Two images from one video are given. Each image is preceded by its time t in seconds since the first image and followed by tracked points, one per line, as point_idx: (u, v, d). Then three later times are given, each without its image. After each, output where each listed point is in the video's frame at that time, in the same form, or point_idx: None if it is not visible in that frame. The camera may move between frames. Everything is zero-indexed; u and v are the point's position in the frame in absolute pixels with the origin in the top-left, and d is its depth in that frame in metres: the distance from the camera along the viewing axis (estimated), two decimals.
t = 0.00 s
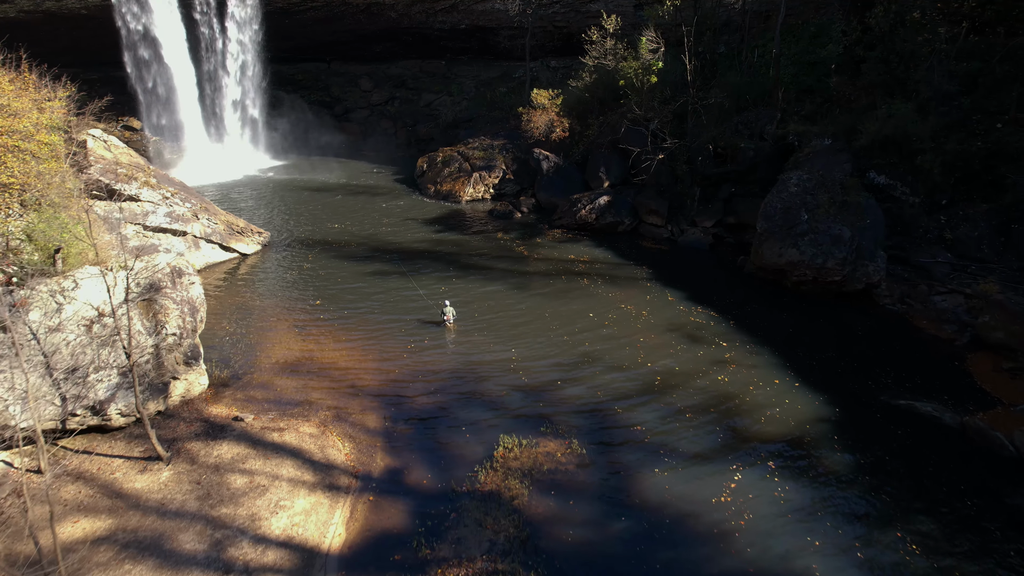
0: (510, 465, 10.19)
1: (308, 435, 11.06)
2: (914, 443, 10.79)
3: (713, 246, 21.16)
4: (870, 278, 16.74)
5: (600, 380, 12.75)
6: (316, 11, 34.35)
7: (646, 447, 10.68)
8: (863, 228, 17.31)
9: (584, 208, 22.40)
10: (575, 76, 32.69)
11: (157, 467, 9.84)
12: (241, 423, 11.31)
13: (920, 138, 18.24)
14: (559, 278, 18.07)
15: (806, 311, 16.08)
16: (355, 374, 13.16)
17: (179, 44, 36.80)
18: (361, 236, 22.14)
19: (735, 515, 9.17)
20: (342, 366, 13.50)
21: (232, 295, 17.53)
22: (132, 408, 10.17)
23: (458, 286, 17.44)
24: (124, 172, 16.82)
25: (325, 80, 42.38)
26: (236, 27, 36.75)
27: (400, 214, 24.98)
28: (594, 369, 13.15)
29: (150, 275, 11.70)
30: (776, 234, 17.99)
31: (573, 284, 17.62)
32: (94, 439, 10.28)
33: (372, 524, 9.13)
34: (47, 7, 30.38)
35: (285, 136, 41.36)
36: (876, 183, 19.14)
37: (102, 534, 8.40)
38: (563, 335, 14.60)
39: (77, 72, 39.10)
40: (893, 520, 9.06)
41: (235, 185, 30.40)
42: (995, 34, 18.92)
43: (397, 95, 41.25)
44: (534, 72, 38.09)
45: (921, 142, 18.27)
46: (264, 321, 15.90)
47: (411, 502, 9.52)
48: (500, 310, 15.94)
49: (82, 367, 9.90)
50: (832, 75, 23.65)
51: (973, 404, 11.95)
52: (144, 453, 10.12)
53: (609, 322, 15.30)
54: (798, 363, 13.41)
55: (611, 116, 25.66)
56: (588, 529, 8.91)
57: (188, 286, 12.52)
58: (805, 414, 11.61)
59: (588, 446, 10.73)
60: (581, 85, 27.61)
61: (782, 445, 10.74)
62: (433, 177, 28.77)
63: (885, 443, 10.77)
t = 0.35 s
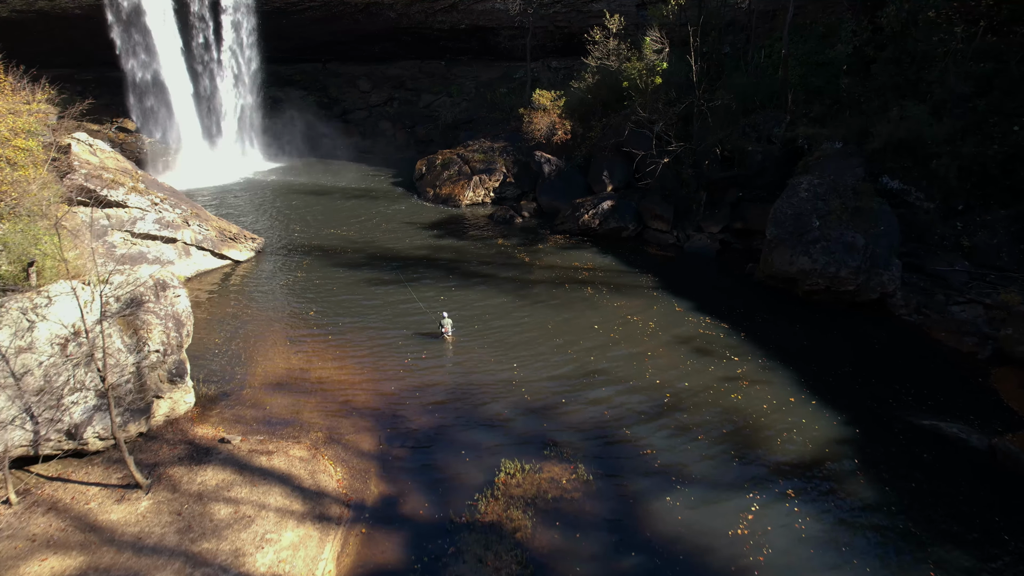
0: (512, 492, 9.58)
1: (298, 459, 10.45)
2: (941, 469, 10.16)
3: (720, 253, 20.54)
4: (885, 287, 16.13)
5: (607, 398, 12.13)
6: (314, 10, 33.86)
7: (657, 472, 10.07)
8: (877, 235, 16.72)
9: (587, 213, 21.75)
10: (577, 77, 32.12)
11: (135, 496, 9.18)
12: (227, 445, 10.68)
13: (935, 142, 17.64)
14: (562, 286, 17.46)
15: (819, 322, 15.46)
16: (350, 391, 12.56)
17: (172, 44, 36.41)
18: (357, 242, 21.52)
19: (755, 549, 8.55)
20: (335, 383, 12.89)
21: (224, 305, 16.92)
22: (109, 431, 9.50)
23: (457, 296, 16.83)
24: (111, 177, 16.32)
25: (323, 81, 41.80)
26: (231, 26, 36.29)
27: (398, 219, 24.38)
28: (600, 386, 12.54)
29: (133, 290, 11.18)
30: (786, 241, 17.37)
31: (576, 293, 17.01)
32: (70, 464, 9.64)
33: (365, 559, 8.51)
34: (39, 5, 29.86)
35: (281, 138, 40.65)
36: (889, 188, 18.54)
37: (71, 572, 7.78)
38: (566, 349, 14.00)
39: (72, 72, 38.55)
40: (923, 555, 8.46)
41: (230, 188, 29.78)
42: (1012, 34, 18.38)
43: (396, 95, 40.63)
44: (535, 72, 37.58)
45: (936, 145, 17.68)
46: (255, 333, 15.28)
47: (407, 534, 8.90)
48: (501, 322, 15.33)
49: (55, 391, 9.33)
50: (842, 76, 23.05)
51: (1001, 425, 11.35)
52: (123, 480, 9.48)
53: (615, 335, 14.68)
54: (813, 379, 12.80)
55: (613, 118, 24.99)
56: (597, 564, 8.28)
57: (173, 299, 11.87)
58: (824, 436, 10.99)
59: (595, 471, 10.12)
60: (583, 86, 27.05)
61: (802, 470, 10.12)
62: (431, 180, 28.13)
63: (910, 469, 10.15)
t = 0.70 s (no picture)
0: (514, 522, 8.99)
1: (287, 484, 9.87)
2: (969, 496, 9.60)
3: (727, 259, 19.96)
4: (899, 296, 15.55)
5: (613, 417, 11.55)
6: (311, 10, 33.40)
7: (668, 499, 9.47)
8: (890, 242, 16.16)
9: (590, 218, 21.21)
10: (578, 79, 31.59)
11: (112, 526, 8.57)
12: (214, 468, 10.07)
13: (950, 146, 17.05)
14: (565, 295, 16.91)
15: (833, 333, 14.88)
16: (344, 409, 12.00)
17: (167, 45, 35.97)
18: (354, 248, 20.95)
19: None
20: (328, 399, 12.31)
21: (216, 314, 16.37)
22: (84, 456, 8.92)
23: (456, 305, 16.26)
24: (97, 182, 15.90)
25: (321, 82, 41.26)
26: (227, 27, 35.74)
27: (396, 224, 23.83)
28: (606, 404, 11.97)
29: (117, 302, 10.66)
30: (797, 248, 16.81)
31: (579, 302, 16.46)
32: (44, 491, 9.05)
33: None
34: (33, 4, 29.39)
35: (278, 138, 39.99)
36: (902, 193, 17.96)
37: None
38: (571, 363, 13.44)
39: (67, 73, 38.04)
40: None
41: (225, 192, 29.21)
42: None
43: (394, 96, 40.09)
44: (535, 73, 37.05)
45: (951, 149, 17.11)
46: (247, 345, 14.71)
47: (402, 569, 8.30)
48: (502, 333, 14.76)
49: (27, 414, 8.76)
50: (851, 77, 22.52)
51: None
52: (99, 509, 8.86)
53: (621, 348, 14.08)
54: (830, 395, 12.21)
55: (615, 120, 24.35)
56: None
57: (156, 313, 11.37)
58: (844, 458, 10.40)
59: (602, 497, 9.53)
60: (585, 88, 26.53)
61: (823, 496, 9.51)
62: (430, 183, 27.55)
63: (936, 496, 9.58)
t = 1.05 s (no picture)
0: (516, 559, 8.36)
1: (274, 515, 9.24)
2: (1003, 529, 8.98)
3: (734, 267, 19.34)
4: (916, 307, 14.92)
5: (621, 440, 10.92)
6: (310, 9, 32.91)
7: (681, 532, 8.85)
8: (906, 251, 15.55)
9: (593, 224, 20.60)
10: (580, 80, 30.98)
11: (82, 564, 7.96)
12: (195, 497, 9.45)
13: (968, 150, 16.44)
14: (568, 305, 16.28)
15: (848, 347, 14.27)
16: (336, 430, 11.37)
17: (161, 45, 35.14)
18: (350, 255, 20.31)
19: None
20: (320, 420, 11.69)
21: (206, 325, 15.76)
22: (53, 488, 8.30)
23: (456, 316, 15.64)
24: (83, 188, 15.30)
25: (319, 82, 40.64)
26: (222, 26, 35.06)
27: (393, 230, 23.14)
28: (613, 424, 11.34)
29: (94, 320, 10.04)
30: (808, 257, 16.20)
31: (583, 314, 15.85)
32: (11, 525, 8.44)
33: None
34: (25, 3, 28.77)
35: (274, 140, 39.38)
36: (917, 199, 17.25)
37: None
38: (575, 380, 12.82)
39: (61, 73, 37.33)
40: None
41: (220, 195, 28.59)
42: None
43: (393, 97, 39.44)
44: (536, 73, 36.43)
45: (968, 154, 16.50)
46: (236, 359, 14.08)
47: None
48: (502, 347, 14.14)
49: None
50: (861, 79, 21.92)
51: None
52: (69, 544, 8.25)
53: (627, 363, 13.46)
54: (849, 415, 11.59)
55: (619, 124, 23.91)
56: None
57: (139, 330, 10.74)
58: (866, 486, 9.78)
59: (610, 530, 8.90)
60: (587, 89, 25.94)
61: (847, 528, 8.89)
62: (429, 187, 26.93)
63: (969, 529, 8.97)
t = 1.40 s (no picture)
0: None
1: (260, 546, 8.66)
2: None
3: (742, 274, 18.77)
4: (934, 318, 14.35)
5: (629, 462, 10.35)
6: (308, 9, 32.51)
7: (695, 566, 8.27)
8: (921, 259, 14.99)
9: (595, 229, 20.04)
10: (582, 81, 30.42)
11: None
12: (177, 526, 8.87)
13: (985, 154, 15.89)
14: (571, 315, 15.72)
15: (864, 360, 13.69)
16: (329, 451, 10.82)
17: (155, 45, 34.84)
18: (347, 261, 19.75)
19: None
20: (312, 440, 11.13)
21: (197, 336, 15.22)
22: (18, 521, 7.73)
23: (455, 328, 15.06)
24: (67, 194, 14.81)
25: (317, 83, 40.09)
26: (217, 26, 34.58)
27: (391, 235, 22.53)
28: (619, 444, 10.80)
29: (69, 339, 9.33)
30: (819, 265, 15.64)
31: (587, 324, 15.29)
32: None
33: None
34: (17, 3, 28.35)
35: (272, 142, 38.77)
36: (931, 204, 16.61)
37: None
38: (578, 395, 12.28)
39: (55, 74, 36.79)
40: None
41: (215, 199, 28.01)
42: None
43: (392, 98, 38.89)
44: (537, 74, 35.86)
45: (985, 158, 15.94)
46: (227, 373, 13.52)
47: None
48: (503, 360, 13.60)
49: None
50: (870, 81, 21.38)
51: None
52: None
53: (634, 378, 12.89)
54: (868, 435, 11.03)
55: (622, 126, 23.49)
56: None
57: (119, 347, 10.12)
58: (891, 514, 9.21)
59: (620, 563, 8.32)
60: (590, 91, 25.45)
61: (872, 562, 8.32)
62: (428, 191, 26.34)
63: (1000, 564, 8.42)
